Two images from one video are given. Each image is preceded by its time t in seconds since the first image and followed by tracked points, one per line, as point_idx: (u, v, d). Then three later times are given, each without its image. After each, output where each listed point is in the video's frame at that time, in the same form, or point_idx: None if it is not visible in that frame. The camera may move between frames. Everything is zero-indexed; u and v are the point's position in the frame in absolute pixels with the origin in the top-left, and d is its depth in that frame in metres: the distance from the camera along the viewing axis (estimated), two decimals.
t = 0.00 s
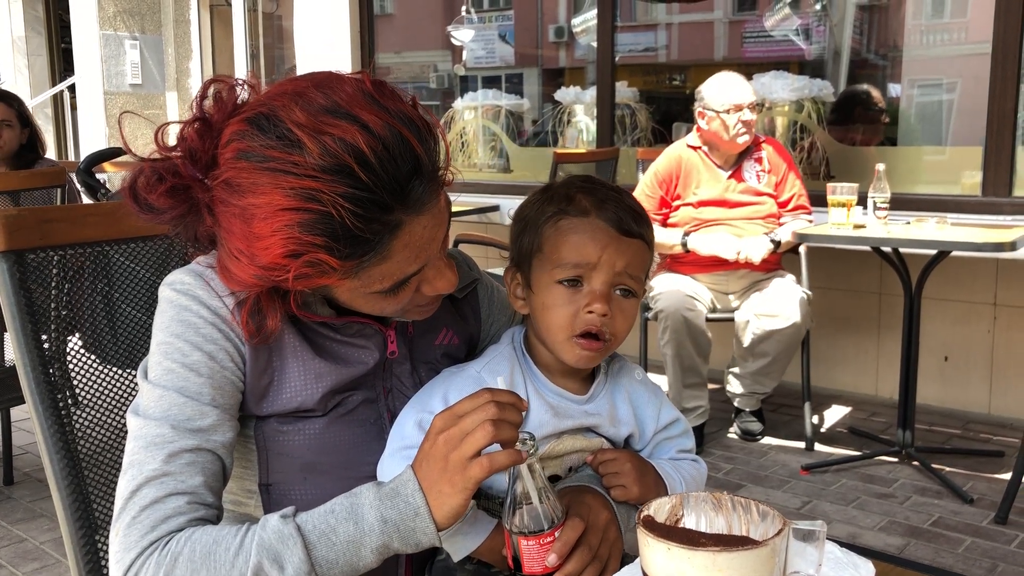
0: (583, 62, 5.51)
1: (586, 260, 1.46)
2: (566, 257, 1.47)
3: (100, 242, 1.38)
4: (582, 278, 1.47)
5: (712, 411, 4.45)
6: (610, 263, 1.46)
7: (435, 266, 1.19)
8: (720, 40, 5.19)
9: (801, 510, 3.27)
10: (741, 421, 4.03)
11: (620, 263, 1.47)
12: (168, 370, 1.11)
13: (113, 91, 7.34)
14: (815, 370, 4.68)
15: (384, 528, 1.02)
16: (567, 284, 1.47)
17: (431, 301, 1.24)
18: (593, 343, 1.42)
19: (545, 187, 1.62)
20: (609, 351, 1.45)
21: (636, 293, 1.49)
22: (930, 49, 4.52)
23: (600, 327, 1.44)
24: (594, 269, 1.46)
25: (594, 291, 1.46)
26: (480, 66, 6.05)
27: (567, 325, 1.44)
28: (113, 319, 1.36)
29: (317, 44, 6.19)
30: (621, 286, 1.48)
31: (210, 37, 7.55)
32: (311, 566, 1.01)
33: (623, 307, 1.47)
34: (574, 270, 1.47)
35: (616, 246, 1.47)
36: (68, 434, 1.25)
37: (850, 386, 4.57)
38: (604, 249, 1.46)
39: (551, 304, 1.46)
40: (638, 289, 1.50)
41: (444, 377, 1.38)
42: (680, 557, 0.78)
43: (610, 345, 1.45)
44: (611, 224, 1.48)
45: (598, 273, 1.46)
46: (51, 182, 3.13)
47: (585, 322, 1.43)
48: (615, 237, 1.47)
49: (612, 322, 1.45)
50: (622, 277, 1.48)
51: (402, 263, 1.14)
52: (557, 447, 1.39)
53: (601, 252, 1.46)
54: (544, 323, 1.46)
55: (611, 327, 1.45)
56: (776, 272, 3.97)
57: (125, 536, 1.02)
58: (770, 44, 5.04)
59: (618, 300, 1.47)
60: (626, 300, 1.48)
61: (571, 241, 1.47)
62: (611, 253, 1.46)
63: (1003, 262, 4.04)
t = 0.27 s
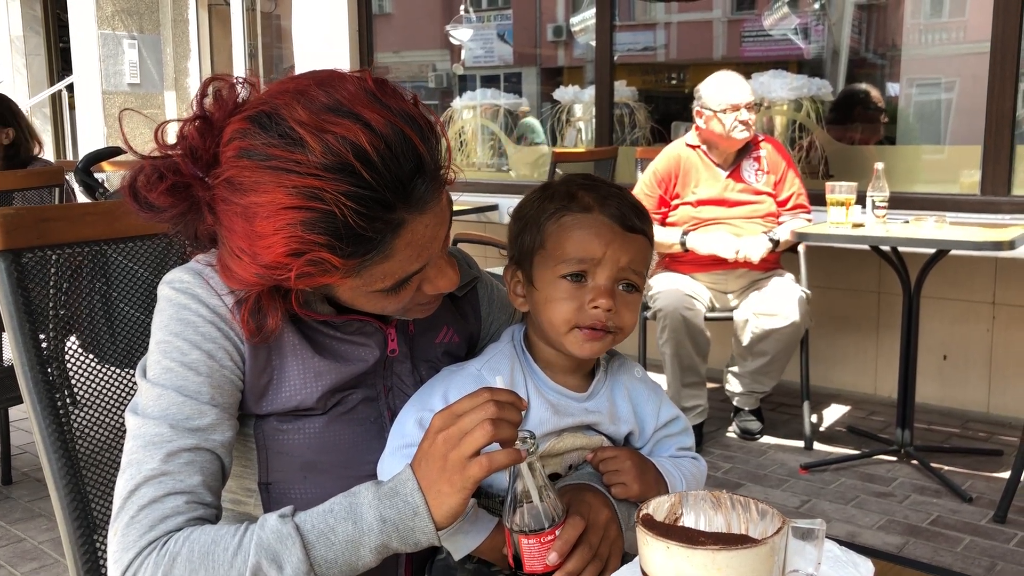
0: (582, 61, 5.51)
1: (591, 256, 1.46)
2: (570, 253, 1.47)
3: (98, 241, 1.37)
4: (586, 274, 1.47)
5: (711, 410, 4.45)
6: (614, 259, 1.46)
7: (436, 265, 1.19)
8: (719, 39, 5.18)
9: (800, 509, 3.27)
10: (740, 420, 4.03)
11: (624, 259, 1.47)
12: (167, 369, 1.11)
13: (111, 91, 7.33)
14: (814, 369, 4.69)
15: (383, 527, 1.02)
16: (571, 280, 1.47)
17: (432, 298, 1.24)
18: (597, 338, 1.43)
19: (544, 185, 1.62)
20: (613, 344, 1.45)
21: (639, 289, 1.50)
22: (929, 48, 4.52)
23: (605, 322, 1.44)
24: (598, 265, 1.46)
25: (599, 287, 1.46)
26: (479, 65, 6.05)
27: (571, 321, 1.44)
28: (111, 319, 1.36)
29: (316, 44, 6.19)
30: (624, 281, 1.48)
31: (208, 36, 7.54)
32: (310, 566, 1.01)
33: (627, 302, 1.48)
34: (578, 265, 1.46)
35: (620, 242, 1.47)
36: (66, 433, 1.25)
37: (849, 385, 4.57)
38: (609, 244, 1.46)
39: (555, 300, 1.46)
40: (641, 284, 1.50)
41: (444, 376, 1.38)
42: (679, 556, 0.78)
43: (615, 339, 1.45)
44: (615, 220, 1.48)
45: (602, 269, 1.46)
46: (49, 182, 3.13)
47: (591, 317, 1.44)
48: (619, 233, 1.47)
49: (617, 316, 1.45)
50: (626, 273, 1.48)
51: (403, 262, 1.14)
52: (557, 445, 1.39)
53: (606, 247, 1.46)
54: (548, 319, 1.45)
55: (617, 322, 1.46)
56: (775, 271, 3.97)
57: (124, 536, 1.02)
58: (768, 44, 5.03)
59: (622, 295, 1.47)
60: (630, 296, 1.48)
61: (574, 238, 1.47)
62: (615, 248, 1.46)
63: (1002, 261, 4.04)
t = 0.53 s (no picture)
0: (580, 60, 5.52)
1: (599, 261, 1.45)
2: (578, 258, 1.46)
3: (97, 240, 1.37)
4: (594, 279, 1.46)
5: (710, 409, 4.45)
6: (623, 264, 1.46)
7: (432, 259, 1.18)
8: (718, 38, 5.18)
9: (799, 508, 3.27)
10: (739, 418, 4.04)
11: (633, 264, 1.46)
12: (166, 369, 1.11)
13: (110, 90, 7.32)
14: (814, 368, 4.69)
15: (382, 528, 1.02)
16: (579, 284, 1.46)
17: (429, 296, 1.22)
18: (604, 342, 1.43)
19: (546, 185, 1.60)
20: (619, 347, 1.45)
21: (646, 292, 1.50)
22: (928, 47, 4.52)
23: (613, 326, 1.44)
24: (606, 270, 1.45)
25: (607, 293, 1.45)
26: (477, 64, 6.05)
27: (579, 326, 1.43)
28: (110, 318, 1.36)
29: (314, 44, 6.19)
30: (632, 286, 1.48)
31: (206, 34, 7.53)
32: (308, 566, 1.01)
33: (634, 306, 1.47)
34: (586, 270, 1.46)
35: (629, 247, 1.46)
36: (65, 432, 1.25)
37: (848, 384, 4.57)
38: (618, 250, 1.45)
39: (562, 304, 1.46)
40: (647, 288, 1.50)
41: (445, 376, 1.38)
42: (678, 554, 0.78)
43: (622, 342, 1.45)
44: (623, 225, 1.47)
45: (610, 274, 1.46)
46: (49, 181, 3.13)
47: (599, 322, 1.43)
48: (627, 238, 1.46)
49: (625, 321, 1.45)
50: (634, 278, 1.47)
51: (397, 251, 1.13)
52: (556, 447, 1.39)
53: (615, 253, 1.45)
54: (555, 324, 1.45)
55: (625, 326, 1.46)
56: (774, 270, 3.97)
57: (123, 536, 1.02)
58: (767, 42, 5.02)
59: (629, 299, 1.47)
60: (637, 300, 1.48)
61: (582, 242, 1.46)
62: (624, 254, 1.46)
63: (1001, 259, 4.04)
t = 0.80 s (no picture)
0: (581, 59, 5.52)
1: (605, 268, 1.43)
2: (585, 264, 1.44)
3: (97, 239, 1.37)
4: (600, 285, 1.44)
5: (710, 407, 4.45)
6: (630, 270, 1.44)
7: (408, 218, 1.16)
8: (718, 36, 5.14)
9: (799, 506, 3.27)
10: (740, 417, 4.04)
11: (640, 270, 1.44)
12: (167, 367, 1.11)
13: (110, 90, 7.33)
14: (814, 366, 4.69)
15: (377, 529, 1.02)
16: (585, 290, 1.44)
17: (405, 268, 1.20)
18: (609, 350, 1.43)
19: (550, 185, 1.58)
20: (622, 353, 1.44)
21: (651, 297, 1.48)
22: (928, 45, 4.50)
23: (618, 333, 1.43)
24: (613, 276, 1.43)
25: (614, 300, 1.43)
26: (478, 63, 6.06)
27: (587, 333, 1.42)
28: (111, 317, 1.36)
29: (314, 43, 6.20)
30: (638, 291, 1.46)
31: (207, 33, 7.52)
32: (303, 566, 1.01)
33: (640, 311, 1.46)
34: (593, 277, 1.43)
35: (636, 252, 1.44)
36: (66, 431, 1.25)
37: (849, 382, 4.57)
38: (624, 257, 1.43)
39: (567, 311, 1.44)
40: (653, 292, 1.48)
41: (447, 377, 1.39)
42: (678, 550, 0.78)
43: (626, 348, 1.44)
44: (629, 229, 1.45)
45: (617, 281, 1.44)
46: (50, 181, 3.13)
47: (605, 329, 1.42)
48: (633, 243, 1.44)
49: (630, 327, 1.44)
50: (640, 283, 1.45)
51: (371, 178, 1.14)
52: (557, 448, 1.40)
53: (622, 259, 1.43)
54: (563, 332, 1.44)
55: (630, 333, 1.44)
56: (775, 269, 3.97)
57: (120, 534, 1.02)
58: (768, 40, 4.98)
59: (636, 305, 1.45)
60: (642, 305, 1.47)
61: (587, 246, 1.44)
62: (631, 260, 1.43)
63: (1002, 258, 4.03)
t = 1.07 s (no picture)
0: (582, 57, 5.52)
1: (581, 266, 1.46)
2: (563, 262, 1.47)
3: (100, 237, 1.37)
4: (577, 284, 1.47)
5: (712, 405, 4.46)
6: (605, 268, 1.46)
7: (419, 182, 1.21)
8: (718, 35, 5.12)
9: (801, 504, 3.27)
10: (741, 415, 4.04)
11: (616, 268, 1.46)
12: (175, 361, 1.11)
13: (112, 89, 7.33)
14: (816, 365, 4.69)
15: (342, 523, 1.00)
16: (564, 290, 1.47)
17: (413, 237, 1.24)
18: (591, 345, 1.43)
19: (541, 183, 1.61)
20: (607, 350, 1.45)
21: (634, 294, 1.49)
22: (928, 43, 4.48)
23: (598, 329, 1.44)
24: (589, 275, 1.46)
25: (591, 297, 1.46)
26: (479, 62, 6.07)
27: (566, 329, 1.43)
28: (113, 315, 1.36)
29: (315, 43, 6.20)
30: (617, 289, 1.48)
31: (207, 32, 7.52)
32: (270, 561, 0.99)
33: (622, 308, 1.48)
34: (570, 275, 1.47)
35: (612, 250, 1.46)
36: (70, 428, 1.25)
37: (850, 380, 4.57)
38: (598, 255, 1.46)
39: (548, 308, 1.47)
40: (636, 290, 1.49)
41: (451, 372, 1.40)
42: (679, 546, 0.78)
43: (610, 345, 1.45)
44: (608, 227, 1.47)
45: (593, 279, 1.46)
46: (52, 180, 3.14)
47: (582, 325, 1.43)
48: (610, 241, 1.46)
49: (610, 323, 1.45)
50: (618, 281, 1.47)
51: (387, 138, 1.20)
52: (561, 442, 1.39)
53: (597, 257, 1.46)
54: (542, 326, 1.46)
55: (613, 329, 1.46)
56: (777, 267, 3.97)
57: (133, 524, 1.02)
58: (770, 39, 4.96)
59: (616, 302, 1.47)
60: (623, 302, 1.48)
61: (565, 244, 1.47)
62: (604, 259, 1.46)
63: (1003, 255, 4.03)
